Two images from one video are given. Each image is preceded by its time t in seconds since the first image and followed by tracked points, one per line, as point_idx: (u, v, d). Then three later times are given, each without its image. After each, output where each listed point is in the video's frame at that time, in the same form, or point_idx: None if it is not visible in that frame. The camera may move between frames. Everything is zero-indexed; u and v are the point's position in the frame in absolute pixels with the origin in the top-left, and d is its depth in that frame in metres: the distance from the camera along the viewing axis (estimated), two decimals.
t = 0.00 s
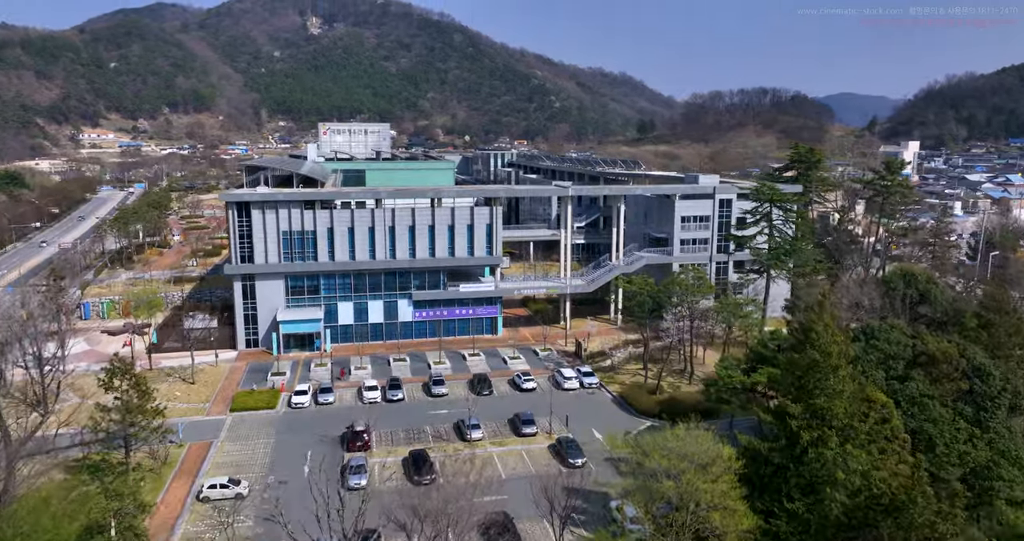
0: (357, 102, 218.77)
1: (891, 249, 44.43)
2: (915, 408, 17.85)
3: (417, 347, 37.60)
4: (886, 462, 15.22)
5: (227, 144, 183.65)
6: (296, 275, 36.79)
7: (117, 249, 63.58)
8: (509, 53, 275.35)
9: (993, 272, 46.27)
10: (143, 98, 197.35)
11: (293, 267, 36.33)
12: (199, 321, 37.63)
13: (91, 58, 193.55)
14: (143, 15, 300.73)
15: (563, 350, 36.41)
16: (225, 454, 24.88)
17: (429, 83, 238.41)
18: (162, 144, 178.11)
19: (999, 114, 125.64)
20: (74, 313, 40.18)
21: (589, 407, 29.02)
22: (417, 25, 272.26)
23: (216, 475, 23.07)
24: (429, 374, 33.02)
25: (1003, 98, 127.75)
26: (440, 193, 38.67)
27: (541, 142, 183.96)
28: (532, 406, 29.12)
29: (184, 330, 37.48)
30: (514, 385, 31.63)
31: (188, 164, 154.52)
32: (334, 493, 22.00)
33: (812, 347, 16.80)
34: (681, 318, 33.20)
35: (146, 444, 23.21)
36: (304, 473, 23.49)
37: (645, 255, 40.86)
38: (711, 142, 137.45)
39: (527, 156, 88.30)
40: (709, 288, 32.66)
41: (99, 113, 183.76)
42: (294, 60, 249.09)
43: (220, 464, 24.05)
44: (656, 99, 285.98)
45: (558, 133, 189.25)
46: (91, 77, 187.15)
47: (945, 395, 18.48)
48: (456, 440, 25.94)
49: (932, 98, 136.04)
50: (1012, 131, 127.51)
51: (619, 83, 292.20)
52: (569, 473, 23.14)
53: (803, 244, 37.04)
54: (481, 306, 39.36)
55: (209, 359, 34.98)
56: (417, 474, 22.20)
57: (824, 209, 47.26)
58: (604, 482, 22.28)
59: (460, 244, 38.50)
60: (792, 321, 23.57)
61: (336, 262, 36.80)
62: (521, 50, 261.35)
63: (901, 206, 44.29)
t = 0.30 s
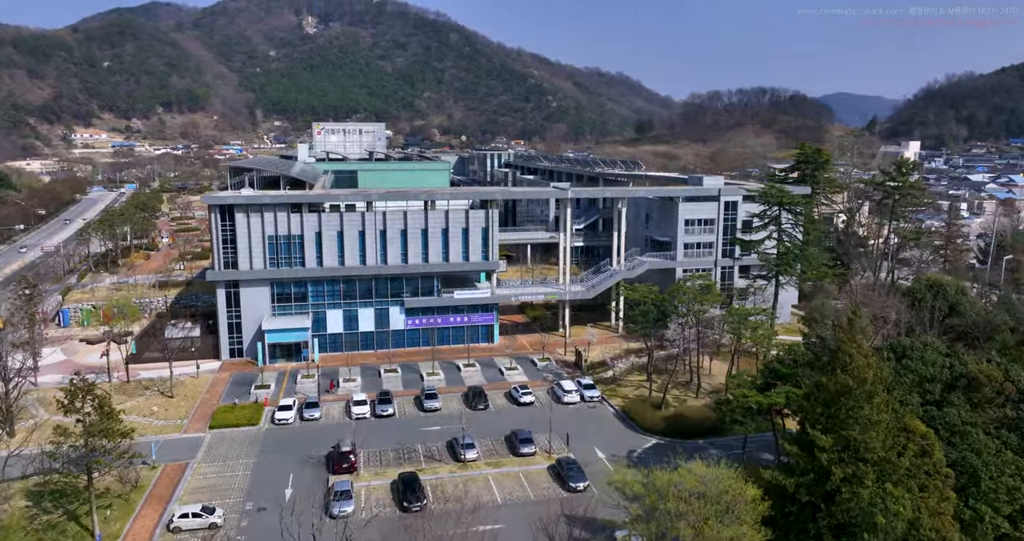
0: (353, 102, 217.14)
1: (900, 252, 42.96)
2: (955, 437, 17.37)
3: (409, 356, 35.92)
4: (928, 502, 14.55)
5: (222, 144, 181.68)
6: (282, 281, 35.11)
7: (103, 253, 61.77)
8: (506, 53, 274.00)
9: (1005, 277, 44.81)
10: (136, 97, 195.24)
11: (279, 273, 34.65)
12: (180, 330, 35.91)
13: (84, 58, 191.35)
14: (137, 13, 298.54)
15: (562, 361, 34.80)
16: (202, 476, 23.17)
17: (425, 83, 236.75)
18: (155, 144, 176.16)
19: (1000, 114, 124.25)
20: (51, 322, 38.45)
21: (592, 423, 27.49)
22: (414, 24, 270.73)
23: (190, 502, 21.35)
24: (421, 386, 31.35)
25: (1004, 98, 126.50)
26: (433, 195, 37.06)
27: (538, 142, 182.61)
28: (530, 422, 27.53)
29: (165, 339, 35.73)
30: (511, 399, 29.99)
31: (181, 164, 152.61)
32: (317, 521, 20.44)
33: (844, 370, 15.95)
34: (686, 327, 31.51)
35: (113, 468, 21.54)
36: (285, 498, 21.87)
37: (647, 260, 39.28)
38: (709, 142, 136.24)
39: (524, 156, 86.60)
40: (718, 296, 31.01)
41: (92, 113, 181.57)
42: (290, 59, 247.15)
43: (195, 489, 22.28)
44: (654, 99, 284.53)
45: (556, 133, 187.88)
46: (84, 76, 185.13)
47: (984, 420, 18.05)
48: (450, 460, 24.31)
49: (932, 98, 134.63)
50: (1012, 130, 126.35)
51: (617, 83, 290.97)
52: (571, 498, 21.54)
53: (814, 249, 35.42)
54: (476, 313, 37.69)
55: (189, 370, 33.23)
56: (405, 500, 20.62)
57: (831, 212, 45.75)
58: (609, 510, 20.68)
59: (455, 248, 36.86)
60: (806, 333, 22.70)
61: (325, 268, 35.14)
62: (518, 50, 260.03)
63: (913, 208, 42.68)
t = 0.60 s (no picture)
0: (349, 102, 215.45)
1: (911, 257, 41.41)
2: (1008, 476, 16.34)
3: (402, 367, 34.24)
4: None
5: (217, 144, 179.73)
6: (267, 288, 33.46)
7: (88, 256, 59.97)
8: (503, 52, 272.70)
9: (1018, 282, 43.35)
10: (130, 97, 193.08)
11: (264, 279, 32.98)
12: (161, 340, 34.20)
13: (77, 57, 189.16)
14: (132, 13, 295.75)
15: (562, 372, 33.17)
16: (175, 503, 21.47)
17: (421, 82, 235.12)
18: (149, 144, 174.09)
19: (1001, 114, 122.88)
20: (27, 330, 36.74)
21: (594, 441, 25.88)
22: (411, 23, 269.21)
23: (161, 533, 19.68)
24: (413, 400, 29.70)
25: (1005, 97, 125.10)
26: (427, 198, 35.40)
27: (535, 142, 181.19)
28: (529, 439, 25.91)
29: (144, 349, 34.01)
30: (508, 414, 28.34)
31: (175, 164, 150.68)
32: None
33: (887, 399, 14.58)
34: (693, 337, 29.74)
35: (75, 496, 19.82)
36: (264, 527, 20.22)
37: (650, 265, 37.67)
38: (708, 142, 134.90)
39: (522, 156, 85.00)
40: (729, 307, 28.72)
41: (86, 112, 179.37)
42: (286, 58, 245.30)
43: (166, 518, 20.58)
44: (650, 99, 283.30)
45: (553, 133, 186.42)
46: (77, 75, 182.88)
47: None
48: (443, 483, 22.67)
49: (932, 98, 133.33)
50: (1013, 131, 125.15)
51: (614, 82, 289.68)
52: (572, 527, 19.94)
53: (826, 254, 33.76)
54: (472, 321, 36.04)
55: (169, 383, 31.51)
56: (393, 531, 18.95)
57: (840, 215, 44.19)
58: None
59: (450, 253, 35.21)
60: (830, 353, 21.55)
61: (313, 274, 33.47)
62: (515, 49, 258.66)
63: (925, 210, 41.09)
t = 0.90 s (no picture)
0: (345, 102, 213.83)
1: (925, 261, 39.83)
2: None
3: (393, 378, 32.57)
4: None
5: (212, 144, 177.71)
6: (252, 296, 31.82)
7: (73, 260, 58.05)
8: (500, 52, 271.82)
9: None
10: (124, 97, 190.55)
11: (248, 287, 31.34)
12: (140, 350, 32.49)
13: (71, 56, 186.78)
14: (127, 12, 293.12)
15: (562, 384, 31.54)
16: (144, 533, 19.74)
17: (418, 82, 233.55)
18: (143, 144, 172.07)
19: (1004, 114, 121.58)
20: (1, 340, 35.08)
21: (598, 461, 24.22)
22: (408, 22, 268.07)
23: None
24: (405, 416, 28.05)
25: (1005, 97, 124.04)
26: (420, 201, 33.75)
27: (533, 142, 179.82)
28: (528, 460, 24.24)
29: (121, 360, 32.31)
30: (505, 430, 26.66)
31: (169, 164, 148.61)
32: None
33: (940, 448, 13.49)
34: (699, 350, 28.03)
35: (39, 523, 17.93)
36: None
37: (654, 271, 36.05)
38: (707, 142, 133.73)
39: (519, 157, 83.48)
40: (741, 317, 26.85)
41: (79, 112, 177.07)
42: (282, 58, 243.58)
43: None
44: (648, 99, 282.19)
45: (551, 133, 184.97)
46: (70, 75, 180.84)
47: None
48: (435, 510, 21.00)
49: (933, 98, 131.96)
50: (1015, 130, 123.82)
51: (612, 82, 289.01)
52: None
53: (840, 260, 32.05)
54: (467, 330, 34.40)
55: (147, 397, 29.78)
56: None
57: (850, 218, 42.65)
58: None
59: (444, 259, 33.56)
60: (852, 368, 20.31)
61: (300, 281, 31.84)
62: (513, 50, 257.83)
63: (940, 212, 39.50)
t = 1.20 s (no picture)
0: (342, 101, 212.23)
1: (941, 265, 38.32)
2: None
3: (385, 390, 30.90)
4: None
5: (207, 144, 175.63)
6: (236, 305, 30.14)
7: (56, 263, 56.20)
8: (498, 51, 270.72)
9: None
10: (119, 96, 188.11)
11: (231, 295, 29.67)
12: (116, 363, 30.74)
13: (65, 55, 184.50)
14: (122, 11, 289.77)
15: (563, 397, 29.91)
16: None
17: (416, 81, 232.17)
18: (138, 144, 169.60)
19: (1006, 113, 120.34)
20: None
21: (603, 485, 22.56)
22: (405, 22, 266.91)
23: None
24: (397, 433, 26.38)
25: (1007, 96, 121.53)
26: (414, 204, 32.11)
27: (531, 141, 178.72)
28: (528, 484, 22.56)
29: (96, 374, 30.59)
30: (503, 450, 25.00)
31: (164, 164, 146.49)
32: None
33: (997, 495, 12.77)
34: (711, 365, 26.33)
35: None
36: None
37: (659, 276, 34.40)
38: (706, 141, 133.72)
39: (517, 157, 81.95)
40: (756, 329, 24.59)
41: (73, 112, 174.69)
42: (278, 57, 241.88)
43: None
44: (645, 99, 281.38)
45: (549, 133, 184.28)
46: (64, 74, 177.33)
47: None
48: None
49: (934, 97, 130.65)
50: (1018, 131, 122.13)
51: (609, 82, 287.67)
52: None
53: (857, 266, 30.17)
54: (463, 339, 32.75)
55: (123, 412, 28.08)
56: None
57: (863, 222, 41.12)
58: None
59: (439, 265, 31.93)
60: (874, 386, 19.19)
61: (287, 289, 30.19)
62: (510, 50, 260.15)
63: (958, 215, 37.96)
